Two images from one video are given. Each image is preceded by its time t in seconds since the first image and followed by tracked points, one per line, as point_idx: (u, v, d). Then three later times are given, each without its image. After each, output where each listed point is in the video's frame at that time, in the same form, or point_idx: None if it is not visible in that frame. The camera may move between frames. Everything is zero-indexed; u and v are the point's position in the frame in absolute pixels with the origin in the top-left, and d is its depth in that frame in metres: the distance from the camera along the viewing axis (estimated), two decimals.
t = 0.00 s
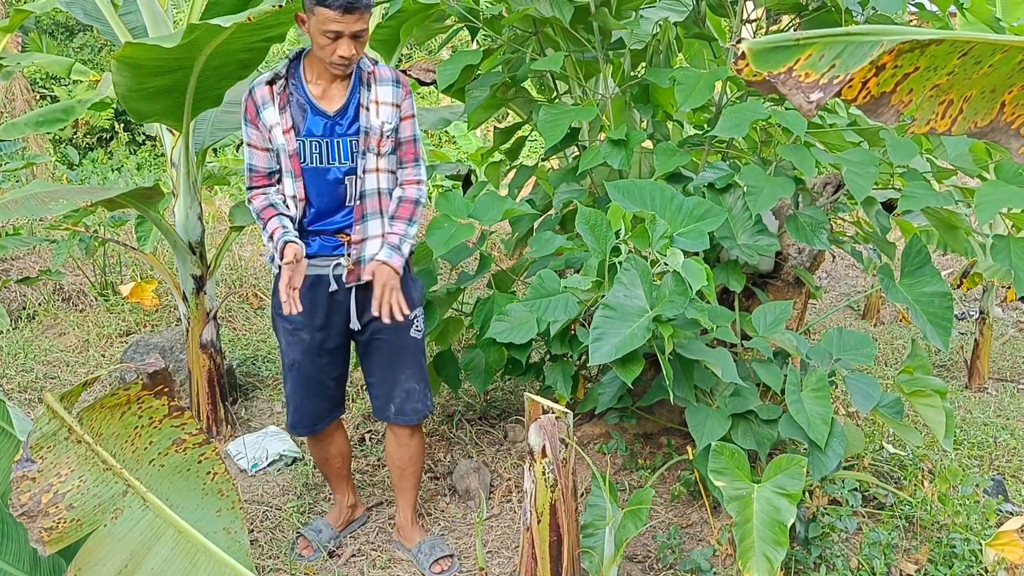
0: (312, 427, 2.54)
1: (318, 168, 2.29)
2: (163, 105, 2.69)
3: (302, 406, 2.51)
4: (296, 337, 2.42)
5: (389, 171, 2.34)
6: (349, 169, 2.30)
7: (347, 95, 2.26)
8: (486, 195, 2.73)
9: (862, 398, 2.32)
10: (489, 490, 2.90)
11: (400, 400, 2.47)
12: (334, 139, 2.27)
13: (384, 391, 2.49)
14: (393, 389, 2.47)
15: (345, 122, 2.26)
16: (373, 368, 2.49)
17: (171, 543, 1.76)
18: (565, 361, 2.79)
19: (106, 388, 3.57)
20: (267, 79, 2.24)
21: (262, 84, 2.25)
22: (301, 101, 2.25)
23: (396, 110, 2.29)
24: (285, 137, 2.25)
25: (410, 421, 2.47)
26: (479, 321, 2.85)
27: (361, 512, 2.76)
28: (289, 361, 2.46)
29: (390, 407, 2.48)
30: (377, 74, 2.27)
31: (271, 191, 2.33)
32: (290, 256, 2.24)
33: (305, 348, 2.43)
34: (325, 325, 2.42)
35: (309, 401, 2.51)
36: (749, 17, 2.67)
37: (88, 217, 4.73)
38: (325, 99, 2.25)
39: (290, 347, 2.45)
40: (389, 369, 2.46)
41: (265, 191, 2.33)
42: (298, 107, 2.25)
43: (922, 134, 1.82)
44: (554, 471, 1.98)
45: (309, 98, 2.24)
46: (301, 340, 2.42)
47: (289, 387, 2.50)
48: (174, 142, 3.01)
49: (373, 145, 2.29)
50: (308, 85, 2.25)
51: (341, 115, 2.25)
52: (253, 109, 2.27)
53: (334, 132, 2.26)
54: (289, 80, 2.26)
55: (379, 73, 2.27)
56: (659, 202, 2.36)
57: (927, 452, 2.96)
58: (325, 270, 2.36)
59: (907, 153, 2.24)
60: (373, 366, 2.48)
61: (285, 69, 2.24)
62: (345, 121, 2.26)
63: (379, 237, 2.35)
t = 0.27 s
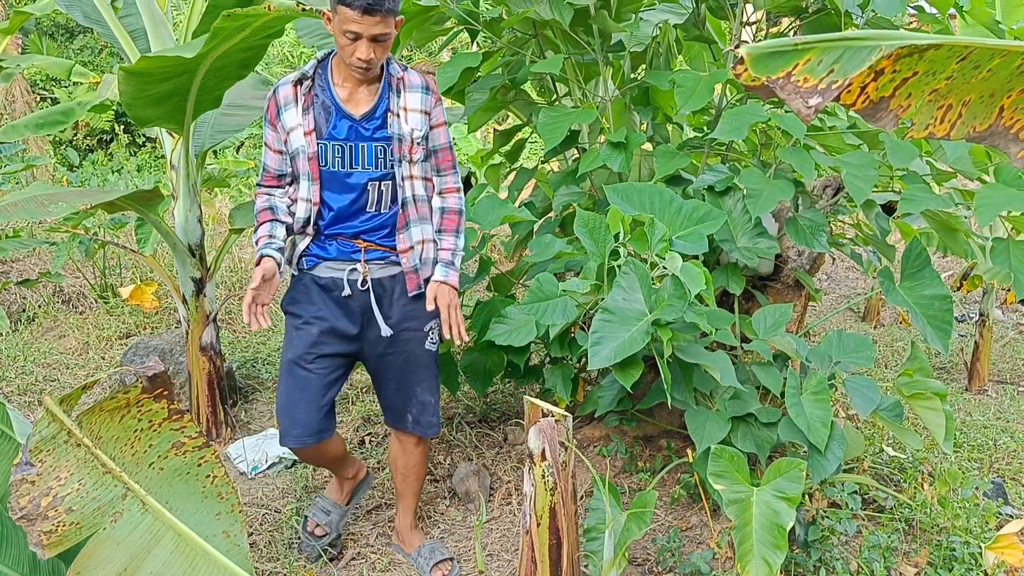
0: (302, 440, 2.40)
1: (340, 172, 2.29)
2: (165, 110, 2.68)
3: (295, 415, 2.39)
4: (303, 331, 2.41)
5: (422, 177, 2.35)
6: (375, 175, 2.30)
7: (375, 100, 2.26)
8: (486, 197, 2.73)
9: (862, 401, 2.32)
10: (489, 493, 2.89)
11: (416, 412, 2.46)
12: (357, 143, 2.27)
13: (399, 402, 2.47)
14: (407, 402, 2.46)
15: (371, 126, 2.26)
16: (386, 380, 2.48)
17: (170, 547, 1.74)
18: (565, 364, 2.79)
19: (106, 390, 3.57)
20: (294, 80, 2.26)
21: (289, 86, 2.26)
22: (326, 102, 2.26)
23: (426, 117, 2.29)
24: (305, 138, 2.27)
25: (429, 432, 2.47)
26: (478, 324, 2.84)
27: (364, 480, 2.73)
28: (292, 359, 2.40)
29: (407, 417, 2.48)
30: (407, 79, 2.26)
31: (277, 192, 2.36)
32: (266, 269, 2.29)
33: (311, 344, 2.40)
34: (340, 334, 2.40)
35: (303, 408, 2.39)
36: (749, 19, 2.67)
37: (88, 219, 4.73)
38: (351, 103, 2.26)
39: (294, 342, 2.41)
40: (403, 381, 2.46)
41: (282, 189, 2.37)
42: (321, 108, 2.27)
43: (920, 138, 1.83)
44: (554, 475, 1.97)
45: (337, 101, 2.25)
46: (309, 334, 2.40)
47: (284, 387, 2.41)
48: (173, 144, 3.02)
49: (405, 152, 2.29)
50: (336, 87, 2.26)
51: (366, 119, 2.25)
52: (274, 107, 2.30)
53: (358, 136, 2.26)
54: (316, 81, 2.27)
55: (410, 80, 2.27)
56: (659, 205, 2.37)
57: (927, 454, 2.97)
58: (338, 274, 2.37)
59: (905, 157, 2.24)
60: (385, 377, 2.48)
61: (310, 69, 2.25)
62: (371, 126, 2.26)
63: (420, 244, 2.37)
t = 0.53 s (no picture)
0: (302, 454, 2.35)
1: (330, 181, 2.25)
2: (166, 112, 2.69)
3: (291, 430, 2.33)
4: (302, 341, 2.35)
5: (415, 183, 2.33)
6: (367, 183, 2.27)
7: (365, 107, 2.23)
8: (486, 200, 2.73)
9: (862, 404, 2.32)
10: (489, 496, 2.90)
11: (410, 422, 2.49)
12: (346, 152, 2.23)
13: (392, 412, 2.50)
14: (402, 410, 2.48)
15: (362, 133, 2.23)
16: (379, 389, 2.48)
17: (170, 549, 1.75)
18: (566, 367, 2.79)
19: (106, 392, 3.57)
20: (284, 88, 2.22)
21: (278, 93, 2.22)
22: (314, 110, 2.22)
23: (418, 122, 2.26)
24: (294, 147, 2.23)
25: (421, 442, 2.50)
26: (479, 326, 2.84)
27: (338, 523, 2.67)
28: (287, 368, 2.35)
29: (402, 427, 2.49)
30: (398, 84, 2.24)
31: (265, 204, 2.32)
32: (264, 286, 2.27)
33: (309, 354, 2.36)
34: (335, 346, 2.38)
35: (301, 422, 2.35)
36: (749, 22, 2.68)
37: (89, 221, 4.73)
38: (340, 109, 2.22)
39: (291, 352, 2.37)
40: (397, 390, 2.46)
41: (270, 199, 2.33)
42: (309, 115, 2.23)
43: (919, 141, 1.83)
44: (554, 477, 1.97)
45: (327, 107, 2.21)
46: (307, 343, 2.36)
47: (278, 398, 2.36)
48: (174, 147, 3.02)
49: (398, 159, 2.27)
50: (323, 94, 2.22)
51: (357, 126, 2.22)
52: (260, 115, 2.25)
53: (349, 143, 2.23)
54: (303, 88, 2.23)
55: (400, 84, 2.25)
56: (658, 207, 2.37)
57: (927, 457, 2.97)
58: (330, 285, 2.33)
59: (905, 160, 2.24)
60: (379, 386, 2.47)
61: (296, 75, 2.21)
62: (362, 133, 2.23)
63: (418, 251, 2.36)
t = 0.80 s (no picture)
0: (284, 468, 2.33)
1: (306, 219, 2.21)
2: (165, 111, 2.69)
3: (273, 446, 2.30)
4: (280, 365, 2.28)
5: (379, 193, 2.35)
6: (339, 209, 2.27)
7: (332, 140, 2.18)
8: (486, 200, 2.73)
9: (862, 404, 2.32)
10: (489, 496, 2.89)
11: (404, 408, 2.45)
12: (323, 187, 2.20)
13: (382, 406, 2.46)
14: (395, 399, 2.44)
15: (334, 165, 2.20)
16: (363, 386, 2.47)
17: (170, 550, 1.75)
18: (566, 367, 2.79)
19: (106, 393, 3.57)
20: (258, 140, 2.04)
21: (252, 147, 2.04)
22: (284, 154, 2.11)
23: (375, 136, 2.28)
24: (273, 200, 2.10)
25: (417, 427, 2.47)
26: (479, 327, 2.84)
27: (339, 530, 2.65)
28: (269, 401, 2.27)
29: (395, 420, 2.46)
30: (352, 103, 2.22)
31: (258, 267, 2.12)
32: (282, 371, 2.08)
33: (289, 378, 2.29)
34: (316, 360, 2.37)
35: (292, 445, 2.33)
36: (749, 23, 2.68)
37: (89, 221, 4.73)
38: (310, 149, 2.14)
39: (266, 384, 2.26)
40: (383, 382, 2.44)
41: (259, 265, 2.13)
42: (280, 160, 2.12)
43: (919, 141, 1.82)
44: (554, 477, 1.97)
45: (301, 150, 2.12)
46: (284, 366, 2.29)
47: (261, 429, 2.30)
48: (174, 147, 3.02)
49: (367, 179, 2.28)
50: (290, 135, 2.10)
51: (329, 162, 2.18)
52: (234, 171, 2.04)
53: (321, 179, 2.19)
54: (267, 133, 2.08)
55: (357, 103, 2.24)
56: (659, 207, 2.36)
57: (928, 457, 2.97)
58: (307, 301, 2.32)
59: (905, 160, 2.24)
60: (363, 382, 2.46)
61: (263, 122, 2.05)
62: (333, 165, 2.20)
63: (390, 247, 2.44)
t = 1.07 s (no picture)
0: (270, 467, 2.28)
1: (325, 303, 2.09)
2: (165, 111, 2.69)
3: (261, 446, 2.25)
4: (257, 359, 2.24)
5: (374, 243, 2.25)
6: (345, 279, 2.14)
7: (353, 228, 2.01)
8: (485, 200, 2.73)
9: (862, 404, 2.31)
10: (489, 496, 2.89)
11: (377, 404, 2.49)
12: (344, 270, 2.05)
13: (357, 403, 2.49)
14: (367, 396, 2.48)
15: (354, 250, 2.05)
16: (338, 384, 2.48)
17: (169, 549, 1.73)
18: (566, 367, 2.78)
19: (105, 393, 3.57)
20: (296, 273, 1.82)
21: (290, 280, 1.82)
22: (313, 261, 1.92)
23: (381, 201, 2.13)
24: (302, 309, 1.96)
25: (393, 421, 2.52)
26: (478, 326, 2.84)
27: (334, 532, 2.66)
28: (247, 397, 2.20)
29: (370, 415, 2.49)
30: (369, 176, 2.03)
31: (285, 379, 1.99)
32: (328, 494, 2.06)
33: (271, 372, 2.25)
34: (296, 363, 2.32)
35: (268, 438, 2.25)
36: (749, 22, 2.67)
37: (89, 221, 4.73)
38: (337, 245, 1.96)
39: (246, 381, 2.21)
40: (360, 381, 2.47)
41: (278, 379, 1.99)
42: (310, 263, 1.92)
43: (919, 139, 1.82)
44: (553, 477, 1.97)
45: (331, 252, 1.93)
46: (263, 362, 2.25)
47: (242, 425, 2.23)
48: (174, 146, 3.01)
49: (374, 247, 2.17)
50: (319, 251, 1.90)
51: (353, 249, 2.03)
52: (272, 297, 1.83)
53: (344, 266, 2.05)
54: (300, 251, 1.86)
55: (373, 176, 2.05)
56: (658, 207, 2.36)
57: (928, 457, 2.96)
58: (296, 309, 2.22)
59: (905, 160, 2.23)
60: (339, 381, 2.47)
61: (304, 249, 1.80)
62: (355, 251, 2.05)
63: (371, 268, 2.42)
